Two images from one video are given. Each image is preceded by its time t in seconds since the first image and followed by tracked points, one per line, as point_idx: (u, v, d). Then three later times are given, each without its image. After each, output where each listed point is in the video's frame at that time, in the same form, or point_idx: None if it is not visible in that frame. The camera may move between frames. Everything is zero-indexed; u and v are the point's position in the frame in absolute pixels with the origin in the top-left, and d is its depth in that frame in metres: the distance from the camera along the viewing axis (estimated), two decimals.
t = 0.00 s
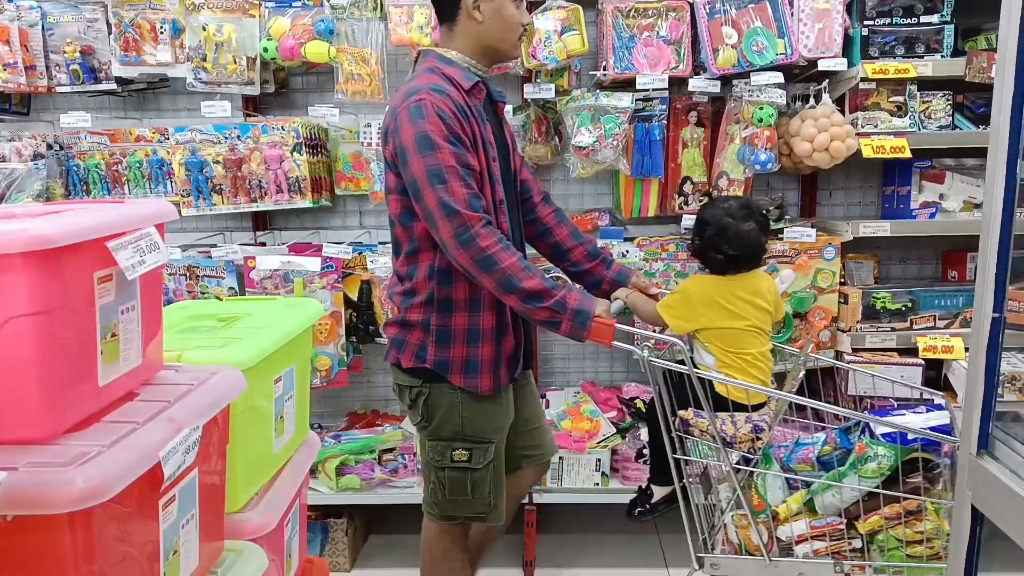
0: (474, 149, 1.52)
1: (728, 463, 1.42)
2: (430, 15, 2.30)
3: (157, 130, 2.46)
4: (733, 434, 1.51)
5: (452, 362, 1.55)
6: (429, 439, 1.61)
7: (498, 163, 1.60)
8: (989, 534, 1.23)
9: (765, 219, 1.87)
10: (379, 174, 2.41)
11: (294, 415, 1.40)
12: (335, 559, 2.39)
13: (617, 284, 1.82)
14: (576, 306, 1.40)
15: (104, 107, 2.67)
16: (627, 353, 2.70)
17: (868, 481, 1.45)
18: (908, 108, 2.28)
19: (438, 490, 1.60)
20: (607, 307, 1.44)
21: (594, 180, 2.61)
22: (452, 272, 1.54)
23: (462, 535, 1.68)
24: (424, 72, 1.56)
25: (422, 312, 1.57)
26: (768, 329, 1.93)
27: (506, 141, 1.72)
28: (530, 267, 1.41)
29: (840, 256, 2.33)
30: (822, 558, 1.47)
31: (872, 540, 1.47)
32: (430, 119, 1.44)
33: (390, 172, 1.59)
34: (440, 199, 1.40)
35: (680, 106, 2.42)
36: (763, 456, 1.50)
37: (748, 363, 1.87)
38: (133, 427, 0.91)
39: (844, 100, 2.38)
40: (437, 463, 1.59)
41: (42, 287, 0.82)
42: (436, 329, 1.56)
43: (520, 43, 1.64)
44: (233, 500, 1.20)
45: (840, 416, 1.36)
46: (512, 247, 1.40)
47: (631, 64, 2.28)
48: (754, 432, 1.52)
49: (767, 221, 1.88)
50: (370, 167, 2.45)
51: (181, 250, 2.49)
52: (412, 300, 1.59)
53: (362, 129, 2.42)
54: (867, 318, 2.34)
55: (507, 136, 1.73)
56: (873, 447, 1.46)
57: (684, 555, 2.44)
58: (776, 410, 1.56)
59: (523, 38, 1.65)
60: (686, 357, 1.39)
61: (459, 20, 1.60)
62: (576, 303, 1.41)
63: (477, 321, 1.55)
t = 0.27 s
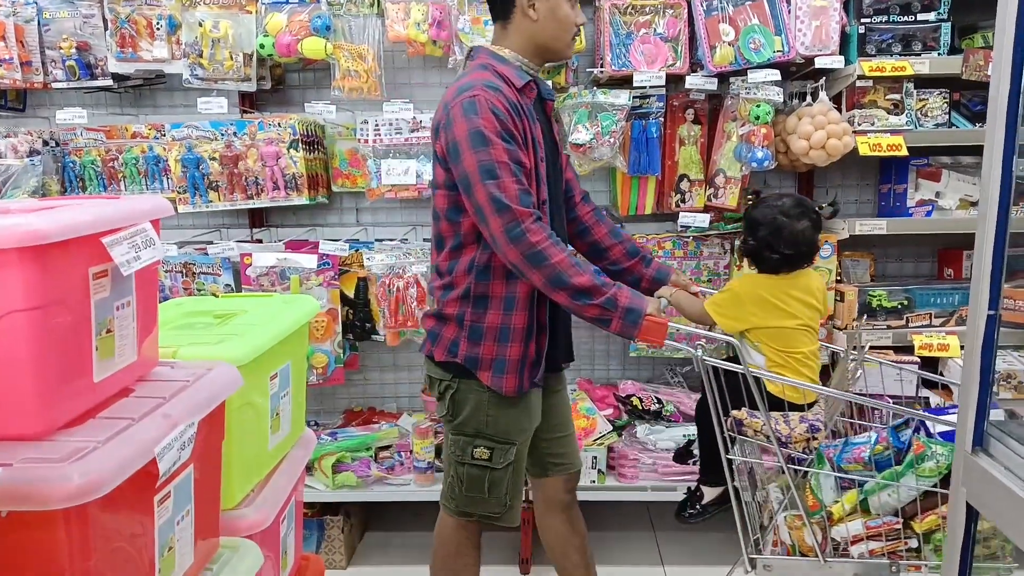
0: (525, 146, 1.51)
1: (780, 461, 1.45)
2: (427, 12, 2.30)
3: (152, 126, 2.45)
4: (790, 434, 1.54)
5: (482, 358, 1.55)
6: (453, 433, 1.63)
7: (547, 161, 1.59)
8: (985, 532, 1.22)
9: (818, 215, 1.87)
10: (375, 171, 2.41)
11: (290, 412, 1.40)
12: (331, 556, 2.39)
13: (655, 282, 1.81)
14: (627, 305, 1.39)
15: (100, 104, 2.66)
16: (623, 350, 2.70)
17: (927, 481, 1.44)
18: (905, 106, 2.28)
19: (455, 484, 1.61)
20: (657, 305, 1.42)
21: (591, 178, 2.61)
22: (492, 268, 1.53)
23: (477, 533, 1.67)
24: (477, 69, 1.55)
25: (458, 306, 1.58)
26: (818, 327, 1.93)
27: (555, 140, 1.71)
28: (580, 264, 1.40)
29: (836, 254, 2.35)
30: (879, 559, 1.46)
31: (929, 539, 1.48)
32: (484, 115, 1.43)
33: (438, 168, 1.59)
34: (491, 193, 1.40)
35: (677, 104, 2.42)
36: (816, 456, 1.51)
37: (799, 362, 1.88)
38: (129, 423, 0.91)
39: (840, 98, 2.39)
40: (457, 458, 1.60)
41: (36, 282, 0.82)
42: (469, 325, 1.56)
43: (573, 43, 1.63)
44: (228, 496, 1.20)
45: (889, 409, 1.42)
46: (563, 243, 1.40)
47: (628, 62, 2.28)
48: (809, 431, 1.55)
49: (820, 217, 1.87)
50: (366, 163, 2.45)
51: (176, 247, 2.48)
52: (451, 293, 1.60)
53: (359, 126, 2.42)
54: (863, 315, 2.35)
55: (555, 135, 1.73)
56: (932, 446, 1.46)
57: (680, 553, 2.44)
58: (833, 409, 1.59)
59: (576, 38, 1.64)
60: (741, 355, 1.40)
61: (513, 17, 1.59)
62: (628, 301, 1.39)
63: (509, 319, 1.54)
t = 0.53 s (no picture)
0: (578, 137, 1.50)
1: (830, 459, 1.50)
2: (423, 10, 2.30)
3: (149, 124, 2.45)
4: (840, 435, 1.62)
5: (549, 348, 1.53)
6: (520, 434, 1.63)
7: (597, 155, 1.58)
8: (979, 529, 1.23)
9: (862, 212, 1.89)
10: (371, 169, 2.41)
11: (286, 410, 1.40)
12: (328, 554, 2.39)
13: (692, 281, 1.81)
14: (674, 302, 1.36)
15: (96, 102, 2.66)
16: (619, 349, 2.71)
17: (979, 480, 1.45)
18: (900, 105, 2.28)
19: (529, 486, 1.61)
20: (705, 306, 1.39)
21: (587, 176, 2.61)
22: (551, 259, 1.52)
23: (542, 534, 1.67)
24: (531, 61, 1.54)
25: (521, 298, 1.57)
26: (862, 326, 1.97)
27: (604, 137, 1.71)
28: (630, 255, 1.38)
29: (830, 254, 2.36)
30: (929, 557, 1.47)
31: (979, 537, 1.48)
32: (540, 104, 1.42)
33: (490, 158, 1.57)
34: (546, 179, 1.37)
35: (672, 103, 2.42)
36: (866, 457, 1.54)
37: (844, 361, 1.93)
38: (124, 421, 0.91)
39: (835, 98, 2.40)
40: (528, 459, 1.60)
41: (31, 280, 0.82)
42: (534, 316, 1.54)
43: (617, 42, 1.62)
44: (224, 494, 1.20)
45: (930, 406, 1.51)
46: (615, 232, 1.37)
47: (624, 61, 2.28)
48: (859, 431, 1.63)
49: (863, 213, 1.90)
50: (363, 162, 2.45)
51: (173, 245, 2.48)
52: (512, 287, 1.58)
53: (355, 124, 2.42)
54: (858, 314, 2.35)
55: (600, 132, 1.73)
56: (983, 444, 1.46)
57: (676, 551, 2.45)
58: (885, 411, 1.67)
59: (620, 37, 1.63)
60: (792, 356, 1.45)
61: (556, 15, 1.60)
62: (675, 299, 1.36)
63: (568, 308, 1.52)
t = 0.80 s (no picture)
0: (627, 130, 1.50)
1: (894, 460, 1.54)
2: (423, 8, 2.29)
3: (148, 123, 2.45)
4: (903, 434, 1.62)
5: (602, 339, 1.52)
6: (598, 429, 1.59)
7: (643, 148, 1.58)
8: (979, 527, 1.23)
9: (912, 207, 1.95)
10: (371, 168, 2.42)
11: (286, 409, 1.40)
12: (328, 552, 2.39)
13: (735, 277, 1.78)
14: (735, 298, 1.32)
15: (96, 101, 2.66)
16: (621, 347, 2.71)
17: None
18: (899, 103, 2.28)
19: (620, 478, 1.56)
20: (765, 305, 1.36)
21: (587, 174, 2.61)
22: (601, 250, 1.51)
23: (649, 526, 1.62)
24: (575, 55, 1.54)
25: (568, 291, 1.56)
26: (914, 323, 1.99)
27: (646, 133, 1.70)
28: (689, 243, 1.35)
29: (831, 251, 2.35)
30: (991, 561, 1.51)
31: None
32: (591, 95, 1.42)
33: (536, 152, 1.56)
34: (602, 167, 1.37)
35: (672, 100, 2.43)
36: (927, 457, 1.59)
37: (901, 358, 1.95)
38: (124, 420, 0.91)
39: (835, 95, 2.39)
40: (611, 452, 1.56)
41: (31, 280, 0.82)
42: (584, 308, 1.53)
43: (657, 39, 1.60)
44: (224, 493, 1.20)
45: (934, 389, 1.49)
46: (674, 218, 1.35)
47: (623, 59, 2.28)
48: (923, 430, 1.62)
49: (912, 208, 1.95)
50: (362, 160, 2.46)
51: (172, 245, 2.49)
52: (558, 280, 1.57)
53: (355, 123, 2.42)
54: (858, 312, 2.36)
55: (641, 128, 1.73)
56: None
57: (677, 549, 2.45)
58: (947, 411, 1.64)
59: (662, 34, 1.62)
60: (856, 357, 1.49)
61: (598, 10, 1.60)
62: (736, 295, 1.32)
63: (625, 297, 1.52)
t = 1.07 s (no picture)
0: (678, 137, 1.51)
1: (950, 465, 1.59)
2: (421, 15, 2.30)
3: (146, 128, 2.45)
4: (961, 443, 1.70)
5: (638, 347, 1.53)
6: (629, 437, 1.59)
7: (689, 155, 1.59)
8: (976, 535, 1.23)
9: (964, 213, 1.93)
10: (369, 173, 2.42)
11: (284, 415, 1.40)
12: (325, 558, 2.39)
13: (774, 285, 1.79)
14: (794, 306, 1.33)
15: (94, 106, 2.66)
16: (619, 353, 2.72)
17: None
18: (896, 110, 2.29)
19: (649, 488, 1.56)
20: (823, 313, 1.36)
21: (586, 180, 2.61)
22: (643, 259, 1.51)
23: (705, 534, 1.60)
24: (624, 62, 1.54)
25: (608, 298, 1.56)
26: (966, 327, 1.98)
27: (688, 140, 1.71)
28: (746, 251, 1.36)
29: (828, 257, 2.36)
30: None
31: None
32: (643, 103, 1.43)
33: (582, 158, 1.57)
34: (657, 173, 1.38)
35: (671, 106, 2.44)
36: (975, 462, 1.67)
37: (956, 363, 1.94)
38: (121, 426, 0.91)
39: (832, 102, 2.40)
40: (643, 461, 1.56)
41: (30, 285, 0.82)
42: (623, 315, 1.54)
43: (708, 47, 1.63)
44: (221, 500, 1.20)
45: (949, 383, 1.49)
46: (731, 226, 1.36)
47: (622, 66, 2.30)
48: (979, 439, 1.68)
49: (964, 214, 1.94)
50: (360, 166, 2.46)
51: (170, 250, 2.48)
52: (597, 286, 1.58)
53: (353, 128, 2.42)
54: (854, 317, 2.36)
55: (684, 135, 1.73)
56: None
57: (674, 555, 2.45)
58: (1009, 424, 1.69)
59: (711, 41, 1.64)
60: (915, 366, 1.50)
61: (651, 17, 1.60)
62: (795, 303, 1.33)
63: (664, 306, 1.51)
